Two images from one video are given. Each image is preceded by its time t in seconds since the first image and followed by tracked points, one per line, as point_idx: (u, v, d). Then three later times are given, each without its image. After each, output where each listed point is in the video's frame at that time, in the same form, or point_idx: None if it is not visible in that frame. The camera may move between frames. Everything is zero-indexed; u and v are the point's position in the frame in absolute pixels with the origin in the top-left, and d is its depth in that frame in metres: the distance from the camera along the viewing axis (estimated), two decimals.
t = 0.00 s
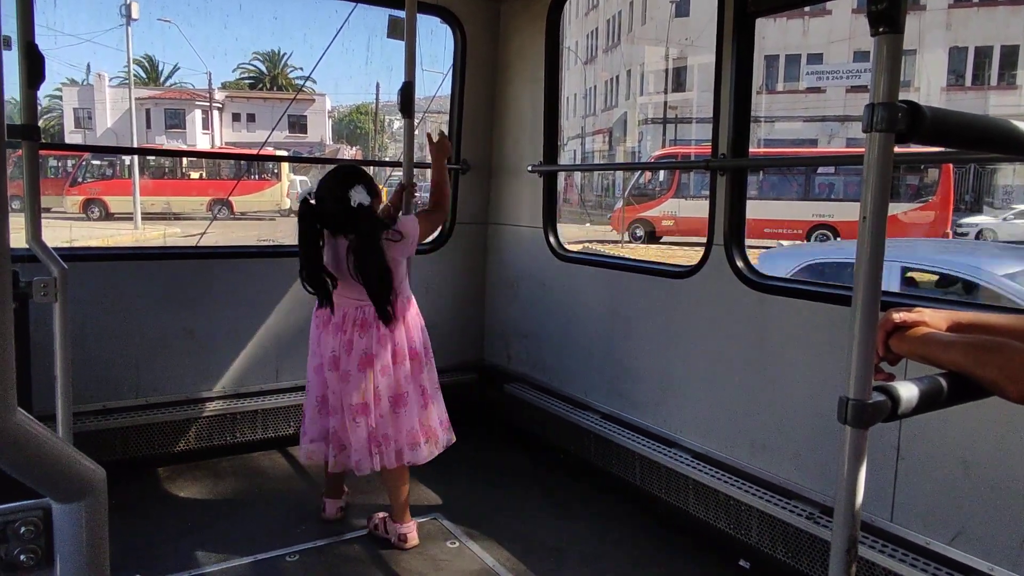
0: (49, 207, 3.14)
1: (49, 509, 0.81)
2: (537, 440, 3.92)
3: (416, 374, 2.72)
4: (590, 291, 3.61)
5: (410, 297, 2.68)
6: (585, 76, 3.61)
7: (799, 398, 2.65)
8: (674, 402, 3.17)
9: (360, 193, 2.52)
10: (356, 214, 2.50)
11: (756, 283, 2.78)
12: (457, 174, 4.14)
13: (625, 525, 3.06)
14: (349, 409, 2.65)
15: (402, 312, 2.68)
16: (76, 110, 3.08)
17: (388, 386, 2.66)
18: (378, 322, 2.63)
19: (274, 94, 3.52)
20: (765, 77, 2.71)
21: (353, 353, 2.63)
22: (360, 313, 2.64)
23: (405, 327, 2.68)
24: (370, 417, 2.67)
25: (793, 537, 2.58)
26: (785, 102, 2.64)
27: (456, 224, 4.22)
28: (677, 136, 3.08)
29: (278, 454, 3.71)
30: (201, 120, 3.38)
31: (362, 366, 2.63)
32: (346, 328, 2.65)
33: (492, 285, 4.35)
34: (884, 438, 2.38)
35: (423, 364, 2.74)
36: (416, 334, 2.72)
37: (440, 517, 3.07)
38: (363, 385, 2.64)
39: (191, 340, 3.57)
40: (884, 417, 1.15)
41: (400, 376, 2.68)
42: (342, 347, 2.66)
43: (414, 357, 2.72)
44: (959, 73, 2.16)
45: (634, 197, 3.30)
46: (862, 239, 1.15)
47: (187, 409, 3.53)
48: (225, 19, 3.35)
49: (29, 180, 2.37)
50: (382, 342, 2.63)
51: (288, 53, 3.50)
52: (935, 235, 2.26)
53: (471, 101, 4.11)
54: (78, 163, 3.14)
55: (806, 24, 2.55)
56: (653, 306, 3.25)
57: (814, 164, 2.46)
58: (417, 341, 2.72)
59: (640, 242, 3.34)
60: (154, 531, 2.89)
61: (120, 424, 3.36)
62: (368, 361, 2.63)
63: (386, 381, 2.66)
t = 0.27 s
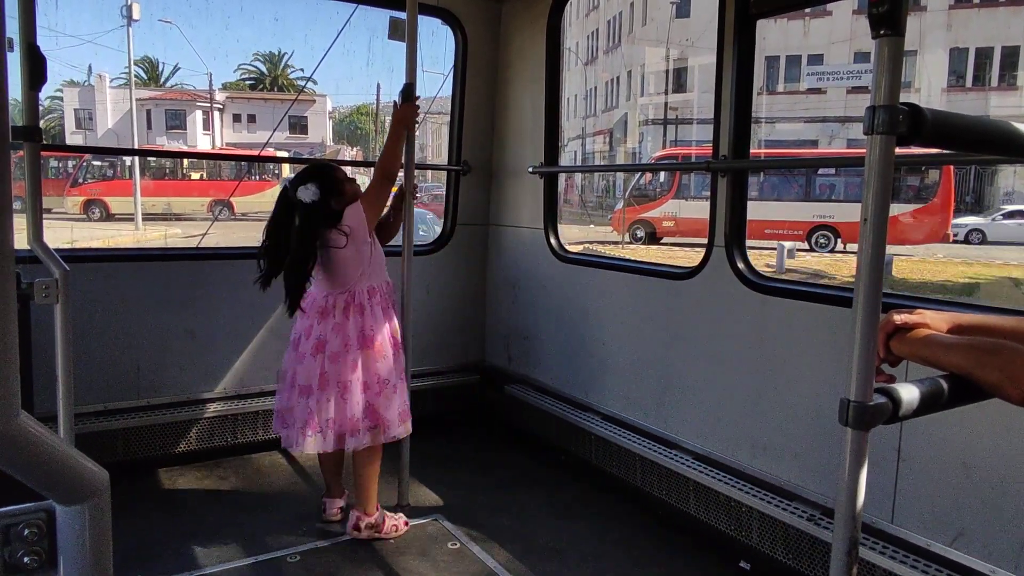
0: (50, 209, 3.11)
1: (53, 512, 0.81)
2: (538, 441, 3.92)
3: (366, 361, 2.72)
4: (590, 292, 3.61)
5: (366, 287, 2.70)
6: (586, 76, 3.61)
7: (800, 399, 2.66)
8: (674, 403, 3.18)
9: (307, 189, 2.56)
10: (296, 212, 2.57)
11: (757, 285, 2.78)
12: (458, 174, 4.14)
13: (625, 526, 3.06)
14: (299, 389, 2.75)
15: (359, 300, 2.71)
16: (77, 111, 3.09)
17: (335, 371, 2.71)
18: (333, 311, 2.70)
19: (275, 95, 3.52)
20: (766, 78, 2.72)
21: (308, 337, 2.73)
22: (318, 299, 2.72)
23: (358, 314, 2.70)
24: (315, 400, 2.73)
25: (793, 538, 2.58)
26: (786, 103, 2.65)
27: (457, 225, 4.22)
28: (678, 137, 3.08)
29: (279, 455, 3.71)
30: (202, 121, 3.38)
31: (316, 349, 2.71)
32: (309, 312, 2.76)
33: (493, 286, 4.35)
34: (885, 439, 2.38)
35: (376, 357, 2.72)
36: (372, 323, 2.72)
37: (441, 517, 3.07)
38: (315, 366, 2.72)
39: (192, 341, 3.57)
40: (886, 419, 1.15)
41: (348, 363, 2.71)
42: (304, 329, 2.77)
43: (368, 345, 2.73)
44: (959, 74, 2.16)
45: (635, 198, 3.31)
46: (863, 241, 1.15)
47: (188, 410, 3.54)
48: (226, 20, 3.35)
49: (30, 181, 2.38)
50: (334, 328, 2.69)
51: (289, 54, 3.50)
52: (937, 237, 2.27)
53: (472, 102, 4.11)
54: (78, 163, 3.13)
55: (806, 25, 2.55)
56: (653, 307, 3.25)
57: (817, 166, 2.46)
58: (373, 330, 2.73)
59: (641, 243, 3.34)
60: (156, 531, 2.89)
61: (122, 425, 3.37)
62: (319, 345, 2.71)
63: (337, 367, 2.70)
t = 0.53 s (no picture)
0: (50, 209, 3.10)
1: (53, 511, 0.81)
2: (538, 441, 3.92)
3: (343, 355, 2.82)
4: (591, 292, 3.61)
5: (352, 284, 2.82)
6: (586, 77, 3.61)
7: (801, 399, 2.65)
8: (675, 404, 3.18)
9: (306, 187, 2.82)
10: (299, 208, 2.83)
11: (757, 285, 2.78)
12: (458, 175, 4.14)
13: (626, 526, 3.06)
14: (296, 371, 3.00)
15: (348, 297, 2.84)
16: (78, 111, 3.10)
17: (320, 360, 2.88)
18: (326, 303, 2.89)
19: (275, 96, 3.52)
20: (766, 79, 2.72)
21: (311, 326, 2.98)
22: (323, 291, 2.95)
23: (342, 309, 2.83)
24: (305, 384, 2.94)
25: (794, 539, 2.58)
26: (786, 104, 2.65)
27: (457, 225, 4.22)
28: (678, 137, 3.08)
29: (280, 456, 3.71)
30: (203, 121, 3.39)
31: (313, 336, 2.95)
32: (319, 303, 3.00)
33: (493, 287, 4.36)
34: (885, 440, 2.38)
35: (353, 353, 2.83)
36: (354, 320, 2.82)
37: (441, 518, 3.07)
38: (311, 352, 2.93)
39: (192, 342, 3.57)
40: (886, 420, 1.14)
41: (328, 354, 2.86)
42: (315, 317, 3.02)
43: (348, 340, 2.83)
44: (959, 75, 2.16)
45: (635, 199, 3.31)
46: (864, 241, 1.15)
47: (188, 411, 3.54)
48: (226, 21, 3.35)
49: (32, 182, 2.38)
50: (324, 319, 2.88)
51: (289, 55, 3.50)
52: (937, 238, 2.27)
53: (471, 102, 4.11)
54: (78, 164, 3.14)
55: (807, 26, 2.55)
56: (653, 308, 3.25)
57: (817, 167, 2.46)
58: (355, 327, 2.83)
59: (641, 244, 3.34)
60: (156, 532, 2.89)
61: (122, 426, 3.36)
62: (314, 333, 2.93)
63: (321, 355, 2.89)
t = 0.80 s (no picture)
0: (51, 211, 3.15)
1: (51, 517, 0.81)
2: (538, 443, 3.92)
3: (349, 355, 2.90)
4: (591, 294, 3.61)
5: (357, 287, 2.88)
6: (586, 78, 3.62)
7: (801, 401, 2.65)
8: (675, 405, 3.18)
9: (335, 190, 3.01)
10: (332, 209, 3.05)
11: (757, 287, 2.78)
12: (458, 177, 4.14)
13: (626, 528, 3.06)
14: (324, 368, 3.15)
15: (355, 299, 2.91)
16: (78, 113, 3.10)
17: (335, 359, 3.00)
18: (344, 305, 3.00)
19: (275, 97, 3.52)
20: (766, 80, 2.72)
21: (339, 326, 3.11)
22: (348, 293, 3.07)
23: (351, 311, 2.91)
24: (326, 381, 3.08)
25: (793, 542, 2.58)
26: (786, 105, 2.65)
27: (457, 227, 4.23)
28: (677, 139, 3.08)
29: (280, 457, 3.71)
30: (203, 123, 3.39)
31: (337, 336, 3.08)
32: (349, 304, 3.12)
33: (493, 288, 4.36)
34: (884, 442, 2.38)
35: (353, 354, 2.89)
36: (359, 323, 2.88)
37: (441, 520, 3.07)
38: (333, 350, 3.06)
39: (192, 343, 3.57)
40: (885, 423, 1.14)
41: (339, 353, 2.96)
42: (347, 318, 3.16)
43: (357, 341, 2.89)
44: (959, 76, 2.16)
45: (635, 200, 3.31)
46: (862, 245, 1.15)
47: (188, 413, 3.53)
48: (226, 22, 3.35)
49: (31, 184, 2.37)
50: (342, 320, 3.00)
51: (289, 56, 3.50)
52: (936, 239, 2.27)
53: (471, 104, 4.11)
54: (78, 166, 3.15)
55: (806, 27, 2.55)
56: (653, 309, 3.25)
57: (815, 169, 2.46)
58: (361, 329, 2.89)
59: (641, 245, 3.34)
60: (156, 534, 2.89)
61: (122, 428, 3.36)
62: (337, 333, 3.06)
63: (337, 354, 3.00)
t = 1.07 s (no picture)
0: (50, 212, 3.15)
1: (51, 516, 0.81)
2: (538, 444, 3.92)
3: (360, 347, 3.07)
4: (590, 294, 3.61)
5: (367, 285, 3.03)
6: (585, 79, 3.62)
7: (801, 401, 2.65)
8: (675, 406, 3.17)
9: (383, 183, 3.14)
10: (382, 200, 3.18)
11: (756, 287, 2.78)
12: (457, 177, 4.15)
13: (626, 529, 3.05)
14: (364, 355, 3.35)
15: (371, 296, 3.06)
16: (77, 114, 3.09)
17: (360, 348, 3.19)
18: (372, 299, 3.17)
19: (275, 98, 3.52)
20: (765, 81, 2.72)
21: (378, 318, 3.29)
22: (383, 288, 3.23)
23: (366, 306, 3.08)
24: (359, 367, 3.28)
25: (794, 542, 2.58)
26: (785, 105, 2.65)
27: (456, 227, 4.23)
28: (677, 139, 3.08)
29: (280, 458, 3.71)
30: (202, 124, 3.39)
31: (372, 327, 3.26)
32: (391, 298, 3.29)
33: (493, 289, 4.36)
34: (885, 442, 2.38)
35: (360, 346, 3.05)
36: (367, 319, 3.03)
37: (441, 520, 3.07)
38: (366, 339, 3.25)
39: (191, 344, 3.57)
40: (885, 422, 1.14)
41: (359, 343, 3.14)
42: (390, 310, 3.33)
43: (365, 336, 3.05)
44: (958, 75, 2.16)
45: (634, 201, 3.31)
46: (863, 243, 1.15)
47: (187, 413, 3.53)
48: (225, 23, 3.35)
49: (31, 184, 2.37)
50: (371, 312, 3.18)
51: (288, 56, 3.50)
52: (936, 239, 2.26)
53: (470, 104, 4.11)
54: (78, 166, 3.15)
55: (806, 27, 2.55)
56: (653, 309, 3.25)
57: (814, 169, 2.46)
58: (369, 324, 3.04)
59: (641, 245, 3.34)
60: (156, 535, 2.89)
61: (121, 429, 3.35)
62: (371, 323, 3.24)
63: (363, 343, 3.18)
